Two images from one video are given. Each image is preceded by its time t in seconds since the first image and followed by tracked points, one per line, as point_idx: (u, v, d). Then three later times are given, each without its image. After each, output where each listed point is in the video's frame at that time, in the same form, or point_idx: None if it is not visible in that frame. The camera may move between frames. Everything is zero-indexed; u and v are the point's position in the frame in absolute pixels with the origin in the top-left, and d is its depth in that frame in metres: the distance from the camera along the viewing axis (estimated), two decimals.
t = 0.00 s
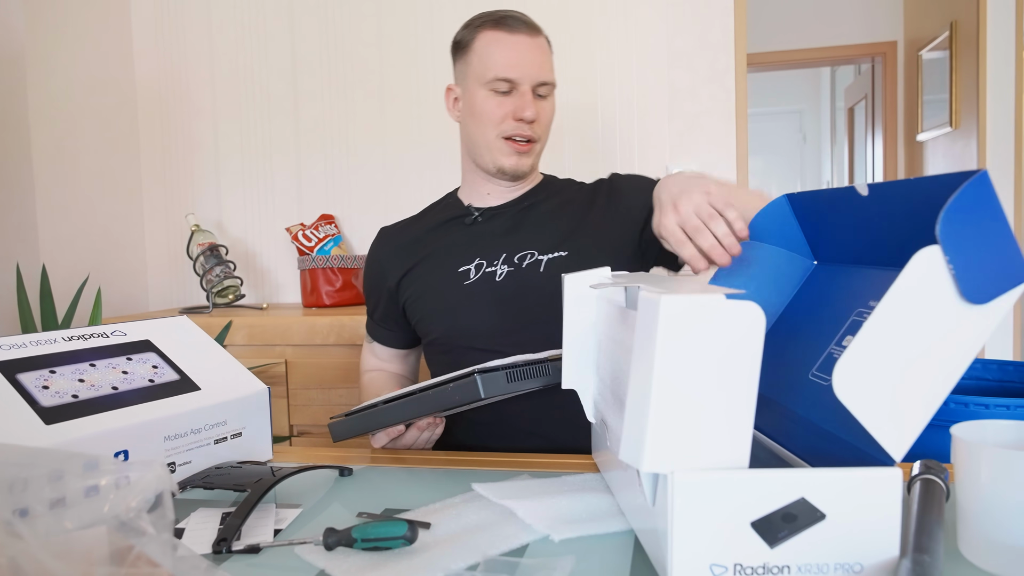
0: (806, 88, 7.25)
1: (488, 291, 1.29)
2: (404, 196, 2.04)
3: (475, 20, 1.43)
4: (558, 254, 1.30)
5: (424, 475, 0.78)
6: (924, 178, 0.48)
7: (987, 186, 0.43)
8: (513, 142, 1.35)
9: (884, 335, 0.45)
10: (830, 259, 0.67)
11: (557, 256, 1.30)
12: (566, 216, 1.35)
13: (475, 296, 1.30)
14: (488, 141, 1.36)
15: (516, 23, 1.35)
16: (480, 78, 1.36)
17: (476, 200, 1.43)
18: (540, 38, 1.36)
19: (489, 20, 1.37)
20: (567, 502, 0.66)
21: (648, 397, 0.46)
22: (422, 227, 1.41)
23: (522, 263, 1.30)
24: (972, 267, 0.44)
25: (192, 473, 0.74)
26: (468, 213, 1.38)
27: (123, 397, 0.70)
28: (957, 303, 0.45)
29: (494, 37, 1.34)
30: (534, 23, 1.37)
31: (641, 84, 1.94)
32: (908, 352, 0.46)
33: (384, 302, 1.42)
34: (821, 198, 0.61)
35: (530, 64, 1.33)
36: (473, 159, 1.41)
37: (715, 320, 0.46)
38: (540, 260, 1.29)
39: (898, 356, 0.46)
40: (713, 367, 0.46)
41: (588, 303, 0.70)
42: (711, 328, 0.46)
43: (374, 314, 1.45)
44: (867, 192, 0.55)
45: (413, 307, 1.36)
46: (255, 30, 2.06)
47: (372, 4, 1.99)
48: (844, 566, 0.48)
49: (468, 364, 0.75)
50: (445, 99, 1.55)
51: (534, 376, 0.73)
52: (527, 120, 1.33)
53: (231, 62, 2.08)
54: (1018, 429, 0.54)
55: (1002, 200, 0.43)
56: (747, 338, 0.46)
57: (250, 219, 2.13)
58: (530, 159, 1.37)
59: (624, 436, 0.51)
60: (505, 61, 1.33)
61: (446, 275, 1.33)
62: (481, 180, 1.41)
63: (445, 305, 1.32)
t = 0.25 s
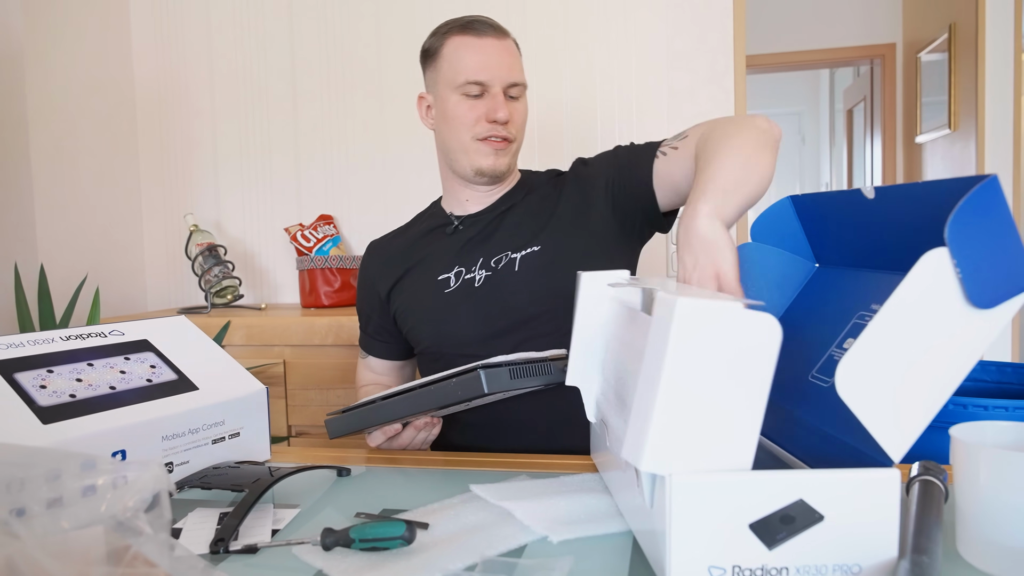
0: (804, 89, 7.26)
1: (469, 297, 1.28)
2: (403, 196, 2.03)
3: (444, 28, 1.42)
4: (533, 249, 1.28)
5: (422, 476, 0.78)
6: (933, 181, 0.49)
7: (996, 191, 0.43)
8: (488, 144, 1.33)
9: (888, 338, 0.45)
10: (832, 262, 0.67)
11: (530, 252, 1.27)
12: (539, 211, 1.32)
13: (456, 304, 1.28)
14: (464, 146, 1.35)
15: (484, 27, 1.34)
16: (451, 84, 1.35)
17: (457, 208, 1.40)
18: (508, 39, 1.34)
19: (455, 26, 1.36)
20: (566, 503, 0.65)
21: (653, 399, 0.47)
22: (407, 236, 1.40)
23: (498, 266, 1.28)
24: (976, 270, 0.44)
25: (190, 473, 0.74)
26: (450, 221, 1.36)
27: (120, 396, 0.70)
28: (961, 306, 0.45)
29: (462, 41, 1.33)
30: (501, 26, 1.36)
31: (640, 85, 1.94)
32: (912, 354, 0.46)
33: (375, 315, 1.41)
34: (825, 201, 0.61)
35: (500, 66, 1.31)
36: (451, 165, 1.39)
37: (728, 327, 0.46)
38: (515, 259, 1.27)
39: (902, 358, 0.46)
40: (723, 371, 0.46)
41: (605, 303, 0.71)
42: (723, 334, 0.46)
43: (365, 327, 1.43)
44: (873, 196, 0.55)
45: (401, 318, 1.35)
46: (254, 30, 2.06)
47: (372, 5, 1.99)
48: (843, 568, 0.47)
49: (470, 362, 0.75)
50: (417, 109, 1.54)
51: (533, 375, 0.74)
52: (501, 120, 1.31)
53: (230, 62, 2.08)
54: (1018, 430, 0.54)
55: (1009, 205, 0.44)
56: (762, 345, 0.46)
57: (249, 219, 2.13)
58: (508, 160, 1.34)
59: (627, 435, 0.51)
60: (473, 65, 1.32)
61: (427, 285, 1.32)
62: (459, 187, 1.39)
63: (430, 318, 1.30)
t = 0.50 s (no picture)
0: (804, 90, 7.26)
1: (462, 308, 1.27)
2: (402, 196, 2.03)
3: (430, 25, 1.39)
4: (524, 258, 1.26)
5: (422, 475, 0.78)
6: (938, 183, 0.49)
7: (1000, 193, 0.44)
8: (476, 145, 1.30)
9: (889, 339, 0.45)
10: (834, 264, 0.67)
11: (522, 262, 1.26)
12: (534, 215, 1.30)
13: (451, 313, 1.28)
14: (452, 147, 1.32)
15: (470, 22, 1.30)
16: (437, 83, 1.32)
17: (451, 210, 1.39)
18: (495, 34, 1.31)
19: (440, 22, 1.33)
20: (566, 503, 0.65)
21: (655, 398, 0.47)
22: (402, 241, 1.39)
23: (491, 276, 1.27)
24: (979, 273, 0.45)
25: (190, 472, 0.74)
26: (445, 226, 1.35)
27: (120, 396, 0.70)
28: (964, 308, 0.45)
29: (447, 39, 1.29)
30: (487, 20, 1.32)
31: (641, 85, 1.94)
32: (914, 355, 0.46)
33: (373, 318, 1.42)
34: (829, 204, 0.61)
35: (486, 62, 1.28)
36: (441, 167, 1.37)
37: (732, 328, 0.46)
38: (508, 270, 1.26)
39: (903, 359, 0.46)
40: (727, 372, 0.46)
41: (607, 302, 0.71)
42: (726, 335, 0.46)
43: (365, 331, 1.43)
44: (877, 197, 0.55)
45: (399, 322, 1.35)
46: (253, 29, 2.06)
47: (372, 4, 1.99)
48: (843, 567, 0.47)
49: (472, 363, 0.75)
50: (406, 108, 1.52)
51: (534, 377, 0.74)
52: (488, 119, 1.28)
53: (229, 61, 2.08)
54: (1018, 431, 0.54)
55: (1012, 206, 0.44)
56: (767, 346, 0.46)
57: (248, 218, 2.13)
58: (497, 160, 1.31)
59: (629, 434, 0.51)
60: (458, 62, 1.28)
61: (422, 292, 1.31)
62: (451, 189, 1.37)
63: (426, 326, 1.30)
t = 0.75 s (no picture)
0: (804, 90, 7.26)
1: (462, 315, 1.25)
2: (402, 195, 2.03)
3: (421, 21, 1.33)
4: (528, 264, 1.23)
5: (422, 475, 0.78)
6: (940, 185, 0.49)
7: (1004, 194, 0.44)
8: (472, 147, 1.26)
9: (889, 340, 0.46)
10: (835, 265, 0.67)
11: (525, 267, 1.23)
12: (539, 217, 1.26)
13: (453, 320, 1.25)
14: (448, 151, 1.28)
15: (459, 17, 1.24)
16: (428, 84, 1.27)
17: (454, 213, 1.35)
18: (487, 27, 1.24)
19: (430, 19, 1.27)
20: (566, 502, 0.65)
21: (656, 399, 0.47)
22: (403, 242, 1.36)
23: (494, 281, 1.23)
24: (984, 273, 0.45)
25: (189, 471, 0.73)
26: (447, 229, 1.31)
27: (119, 394, 0.70)
28: (966, 309, 0.45)
29: (435, 36, 1.24)
30: (479, 13, 1.26)
31: (641, 85, 1.94)
32: (916, 355, 0.46)
33: (376, 317, 1.41)
34: (835, 207, 0.62)
35: (476, 60, 1.22)
36: (440, 169, 1.34)
37: (734, 328, 0.46)
38: (512, 273, 1.23)
39: (903, 360, 0.46)
40: (727, 371, 0.46)
41: (610, 301, 0.71)
42: (727, 335, 0.46)
43: (366, 328, 1.43)
44: (879, 198, 0.55)
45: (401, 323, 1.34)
46: (253, 28, 2.05)
47: (372, 3, 1.99)
48: (843, 568, 0.47)
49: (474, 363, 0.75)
50: (405, 108, 1.49)
51: (534, 377, 0.74)
52: (481, 121, 1.23)
53: (229, 60, 2.08)
54: (1018, 431, 0.54)
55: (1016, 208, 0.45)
56: (767, 347, 0.46)
57: (248, 217, 2.13)
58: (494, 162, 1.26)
59: (630, 434, 0.51)
60: (448, 62, 1.23)
61: (424, 297, 1.29)
62: (452, 193, 1.33)
63: (428, 331, 1.28)
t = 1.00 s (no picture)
0: (804, 90, 7.26)
1: (466, 315, 1.21)
2: (402, 195, 2.03)
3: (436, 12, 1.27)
4: (535, 267, 1.19)
5: (421, 476, 0.78)
6: (934, 184, 0.49)
7: (1001, 192, 0.44)
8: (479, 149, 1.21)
9: (888, 342, 0.46)
10: (834, 264, 0.66)
11: (533, 270, 1.18)
12: (548, 218, 1.21)
13: (456, 321, 1.21)
14: (456, 150, 1.24)
15: (473, 11, 1.18)
16: (438, 81, 1.22)
17: (463, 213, 1.31)
18: (502, 22, 1.18)
19: (443, 12, 1.21)
20: (564, 503, 0.65)
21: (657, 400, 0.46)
22: (411, 234, 1.33)
23: (500, 283, 1.19)
24: (979, 272, 0.45)
25: (187, 470, 0.73)
26: (455, 226, 1.27)
27: (118, 394, 0.70)
28: (964, 309, 0.45)
29: (447, 30, 1.18)
30: (494, 5, 1.19)
31: (641, 85, 1.94)
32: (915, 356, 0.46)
33: (381, 309, 1.39)
34: (837, 206, 0.62)
35: (488, 58, 1.16)
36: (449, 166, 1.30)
37: (735, 330, 0.46)
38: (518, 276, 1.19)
39: (900, 361, 0.46)
40: (728, 373, 0.46)
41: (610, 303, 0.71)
42: (728, 336, 0.46)
43: (370, 315, 1.41)
44: (876, 197, 0.55)
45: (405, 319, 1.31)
46: (253, 27, 2.05)
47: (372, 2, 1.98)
48: (842, 569, 0.47)
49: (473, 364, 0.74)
50: (417, 101, 1.44)
51: (533, 378, 0.73)
52: (489, 121, 1.18)
53: (228, 59, 2.08)
54: (1018, 432, 0.54)
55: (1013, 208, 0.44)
56: (769, 350, 0.46)
57: (247, 217, 2.12)
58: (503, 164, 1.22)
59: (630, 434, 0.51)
60: (456, 58, 1.17)
61: (429, 295, 1.25)
62: (461, 194, 1.29)
63: (430, 330, 1.24)
